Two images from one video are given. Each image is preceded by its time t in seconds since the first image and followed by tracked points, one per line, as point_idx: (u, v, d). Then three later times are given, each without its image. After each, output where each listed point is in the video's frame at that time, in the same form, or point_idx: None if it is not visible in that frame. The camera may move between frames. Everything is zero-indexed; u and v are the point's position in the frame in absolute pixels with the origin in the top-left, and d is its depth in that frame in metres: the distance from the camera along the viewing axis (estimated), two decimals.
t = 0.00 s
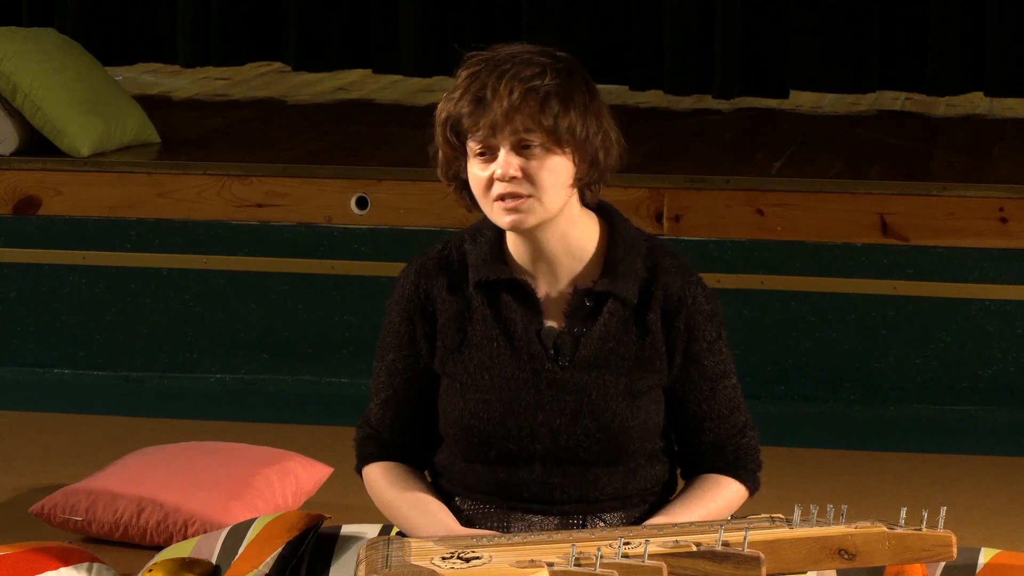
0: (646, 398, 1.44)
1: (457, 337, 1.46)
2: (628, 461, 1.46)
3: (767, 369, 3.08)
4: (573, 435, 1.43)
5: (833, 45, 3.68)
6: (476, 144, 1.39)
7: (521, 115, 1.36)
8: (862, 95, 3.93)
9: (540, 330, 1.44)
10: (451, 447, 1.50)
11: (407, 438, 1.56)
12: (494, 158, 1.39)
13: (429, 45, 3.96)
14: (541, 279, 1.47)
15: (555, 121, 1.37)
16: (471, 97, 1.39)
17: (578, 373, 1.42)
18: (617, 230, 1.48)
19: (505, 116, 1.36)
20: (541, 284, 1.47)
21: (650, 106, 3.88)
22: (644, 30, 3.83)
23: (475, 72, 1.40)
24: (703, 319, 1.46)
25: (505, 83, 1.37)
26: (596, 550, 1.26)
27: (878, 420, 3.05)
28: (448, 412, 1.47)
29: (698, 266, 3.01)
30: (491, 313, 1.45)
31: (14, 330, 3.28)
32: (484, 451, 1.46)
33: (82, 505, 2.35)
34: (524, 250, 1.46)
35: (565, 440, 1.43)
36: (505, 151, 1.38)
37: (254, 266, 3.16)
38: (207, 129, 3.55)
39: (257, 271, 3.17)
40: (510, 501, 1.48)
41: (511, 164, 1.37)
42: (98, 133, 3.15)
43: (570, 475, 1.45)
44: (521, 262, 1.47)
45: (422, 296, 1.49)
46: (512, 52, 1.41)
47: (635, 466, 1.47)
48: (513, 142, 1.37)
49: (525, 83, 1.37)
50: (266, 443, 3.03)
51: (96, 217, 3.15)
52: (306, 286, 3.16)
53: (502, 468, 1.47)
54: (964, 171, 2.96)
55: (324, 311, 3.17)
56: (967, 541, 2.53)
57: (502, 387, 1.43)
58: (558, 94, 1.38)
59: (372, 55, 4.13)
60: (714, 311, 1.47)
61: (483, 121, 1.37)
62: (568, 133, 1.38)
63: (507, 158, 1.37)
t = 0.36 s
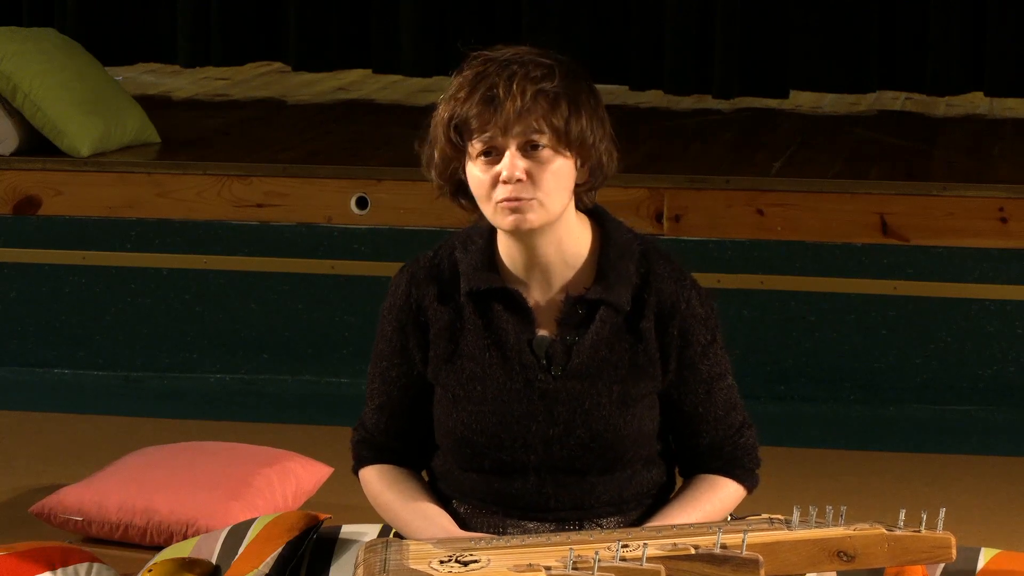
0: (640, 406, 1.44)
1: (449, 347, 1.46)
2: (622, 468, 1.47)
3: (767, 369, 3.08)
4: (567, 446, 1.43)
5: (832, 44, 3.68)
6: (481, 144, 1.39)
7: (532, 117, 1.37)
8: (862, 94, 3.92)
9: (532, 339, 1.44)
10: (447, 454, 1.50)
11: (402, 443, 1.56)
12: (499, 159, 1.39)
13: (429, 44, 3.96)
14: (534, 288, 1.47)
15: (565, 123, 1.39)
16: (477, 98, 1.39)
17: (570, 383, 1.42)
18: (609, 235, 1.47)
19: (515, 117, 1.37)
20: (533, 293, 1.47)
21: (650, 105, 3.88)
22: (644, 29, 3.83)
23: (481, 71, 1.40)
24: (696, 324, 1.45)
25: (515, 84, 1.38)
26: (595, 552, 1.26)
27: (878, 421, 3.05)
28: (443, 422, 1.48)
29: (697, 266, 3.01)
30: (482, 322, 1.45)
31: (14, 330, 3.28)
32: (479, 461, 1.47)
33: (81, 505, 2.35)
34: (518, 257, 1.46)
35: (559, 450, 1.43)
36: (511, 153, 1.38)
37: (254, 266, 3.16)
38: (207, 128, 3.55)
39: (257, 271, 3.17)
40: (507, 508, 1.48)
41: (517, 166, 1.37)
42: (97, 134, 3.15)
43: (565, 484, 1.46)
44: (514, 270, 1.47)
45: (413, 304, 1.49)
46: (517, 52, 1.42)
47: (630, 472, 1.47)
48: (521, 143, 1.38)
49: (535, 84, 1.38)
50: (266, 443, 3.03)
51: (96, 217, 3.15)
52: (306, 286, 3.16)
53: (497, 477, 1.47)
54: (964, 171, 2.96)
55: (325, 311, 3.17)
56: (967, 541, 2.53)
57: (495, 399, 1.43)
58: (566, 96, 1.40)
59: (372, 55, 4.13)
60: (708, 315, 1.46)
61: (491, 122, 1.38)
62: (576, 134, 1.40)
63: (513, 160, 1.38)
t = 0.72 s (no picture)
0: (643, 413, 1.44)
1: (450, 354, 1.46)
2: (624, 473, 1.46)
3: (768, 368, 3.08)
4: (569, 452, 1.43)
5: (832, 44, 3.68)
6: (483, 161, 1.39)
7: (535, 138, 1.36)
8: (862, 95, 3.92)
9: (533, 346, 1.45)
10: (448, 459, 1.50)
11: (402, 447, 1.56)
12: (501, 176, 1.39)
13: (428, 44, 3.96)
14: (534, 294, 1.48)
15: (568, 141, 1.38)
16: (480, 117, 1.38)
17: (572, 390, 1.42)
18: (610, 240, 1.48)
19: (518, 139, 1.36)
20: (534, 298, 1.47)
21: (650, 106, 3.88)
22: (644, 29, 3.83)
23: (483, 88, 1.39)
24: (697, 328, 1.45)
25: (518, 104, 1.37)
26: (595, 553, 1.26)
27: (878, 421, 3.05)
28: (444, 429, 1.47)
29: (698, 266, 3.01)
30: (483, 329, 1.45)
31: (14, 330, 3.28)
32: (481, 467, 1.47)
33: (81, 505, 2.35)
34: (518, 264, 1.46)
35: (561, 457, 1.43)
36: (513, 172, 1.38)
37: (254, 266, 3.16)
38: (207, 128, 3.55)
39: (257, 271, 3.17)
40: (508, 513, 1.48)
41: (519, 185, 1.38)
42: (97, 134, 3.15)
43: (567, 489, 1.46)
44: (514, 276, 1.47)
45: (414, 310, 1.49)
46: (520, 66, 1.40)
47: (631, 476, 1.47)
48: (523, 163, 1.38)
49: (538, 104, 1.37)
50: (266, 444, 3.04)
51: (96, 217, 3.15)
52: (306, 286, 3.16)
53: (499, 483, 1.47)
54: (964, 171, 2.96)
55: (324, 311, 3.17)
56: (967, 541, 2.53)
57: (496, 407, 1.43)
58: (570, 114, 1.39)
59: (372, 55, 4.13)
60: (709, 319, 1.46)
61: (495, 143, 1.37)
62: (579, 152, 1.39)
63: (515, 179, 1.38)
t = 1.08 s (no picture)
0: (649, 405, 1.44)
1: (460, 342, 1.46)
2: (629, 468, 1.47)
3: (768, 369, 3.08)
4: (574, 442, 1.43)
5: (832, 44, 3.68)
6: (497, 141, 1.39)
7: (549, 121, 1.37)
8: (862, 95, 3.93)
9: (543, 336, 1.45)
10: (453, 450, 1.50)
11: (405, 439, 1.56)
12: (514, 159, 1.39)
13: (429, 44, 3.96)
14: (544, 285, 1.48)
15: (581, 128, 1.38)
16: (497, 97, 1.38)
17: (580, 380, 1.42)
18: (619, 234, 1.48)
19: (532, 120, 1.37)
20: (544, 288, 1.48)
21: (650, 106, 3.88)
22: (644, 30, 3.83)
23: (503, 71, 1.40)
24: (706, 325, 1.45)
25: (535, 86, 1.37)
26: (595, 552, 1.26)
27: (877, 421, 3.05)
28: (450, 419, 1.47)
29: (697, 266, 3.01)
30: (493, 317, 1.45)
31: (14, 330, 3.28)
32: (486, 457, 1.46)
33: (81, 505, 2.35)
34: (529, 253, 1.47)
35: (567, 448, 1.43)
36: (526, 155, 1.39)
37: (253, 266, 3.16)
38: (207, 128, 3.55)
39: (257, 271, 3.17)
40: (510, 508, 1.48)
41: (530, 167, 1.38)
42: (97, 134, 3.15)
43: (571, 482, 1.46)
44: (525, 265, 1.48)
45: (424, 300, 1.49)
46: (542, 54, 1.41)
47: (635, 472, 1.47)
48: (536, 146, 1.38)
49: (555, 88, 1.38)
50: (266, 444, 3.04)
51: (96, 217, 3.15)
52: (306, 286, 3.16)
53: (503, 474, 1.47)
54: (964, 171, 2.96)
55: (324, 311, 3.17)
56: (967, 541, 2.53)
57: (505, 395, 1.42)
58: (586, 102, 1.39)
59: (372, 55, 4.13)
60: (717, 316, 1.47)
61: (509, 123, 1.37)
62: (592, 141, 1.39)
63: (527, 161, 1.38)
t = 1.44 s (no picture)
0: (647, 397, 1.44)
1: (458, 334, 1.45)
2: (627, 461, 1.46)
3: (768, 368, 3.08)
4: (572, 434, 1.42)
5: (832, 44, 3.68)
6: (486, 120, 1.39)
7: (537, 94, 1.36)
8: (862, 95, 3.93)
9: (541, 326, 1.44)
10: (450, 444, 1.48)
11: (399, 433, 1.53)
12: (503, 138, 1.38)
13: (428, 44, 3.96)
14: (540, 277, 1.46)
15: (570, 108, 1.37)
16: (489, 74, 1.39)
17: (578, 371, 1.42)
18: (618, 229, 1.48)
19: (520, 93, 1.37)
20: (541, 279, 1.46)
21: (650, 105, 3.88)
22: (644, 29, 3.83)
23: (498, 53, 1.41)
24: (703, 318, 1.46)
25: (525, 63, 1.38)
26: (595, 552, 1.26)
27: (877, 420, 3.06)
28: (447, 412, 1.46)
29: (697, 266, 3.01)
30: (493, 308, 1.45)
31: (14, 330, 3.28)
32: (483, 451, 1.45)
33: (81, 505, 2.35)
34: (525, 243, 1.45)
35: (564, 439, 1.42)
36: (514, 132, 1.37)
37: (253, 266, 3.16)
38: (207, 128, 3.55)
39: (257, 271, 3.17)
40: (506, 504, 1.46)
41: (517, 143, 1.36)
42: (97, 133, 3.15)
43: (568, 475, 1.44)
44: (522, 256, 1.46)
45: (422, 291, 1.48)
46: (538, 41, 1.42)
47: (633, 466, 1.46)
48: (524, 123, 1.37)
49: (545, 66, 1.38)
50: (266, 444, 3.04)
51: (96, 217, 3.15)
52: (306, 286, 3.16)
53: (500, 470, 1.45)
54: (964, 171, 2.96)
55: (324, 311, 3.17)
56: (967, 541, 2.53)
57: (502, 385, 1.42)
58: (576, 84, 1.39)
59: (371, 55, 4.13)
60: (715, 309, 1.47)
61: (498, 96, 1.38)
62: (581, 123, 1.38)
63: (515, 138, 1.37)
